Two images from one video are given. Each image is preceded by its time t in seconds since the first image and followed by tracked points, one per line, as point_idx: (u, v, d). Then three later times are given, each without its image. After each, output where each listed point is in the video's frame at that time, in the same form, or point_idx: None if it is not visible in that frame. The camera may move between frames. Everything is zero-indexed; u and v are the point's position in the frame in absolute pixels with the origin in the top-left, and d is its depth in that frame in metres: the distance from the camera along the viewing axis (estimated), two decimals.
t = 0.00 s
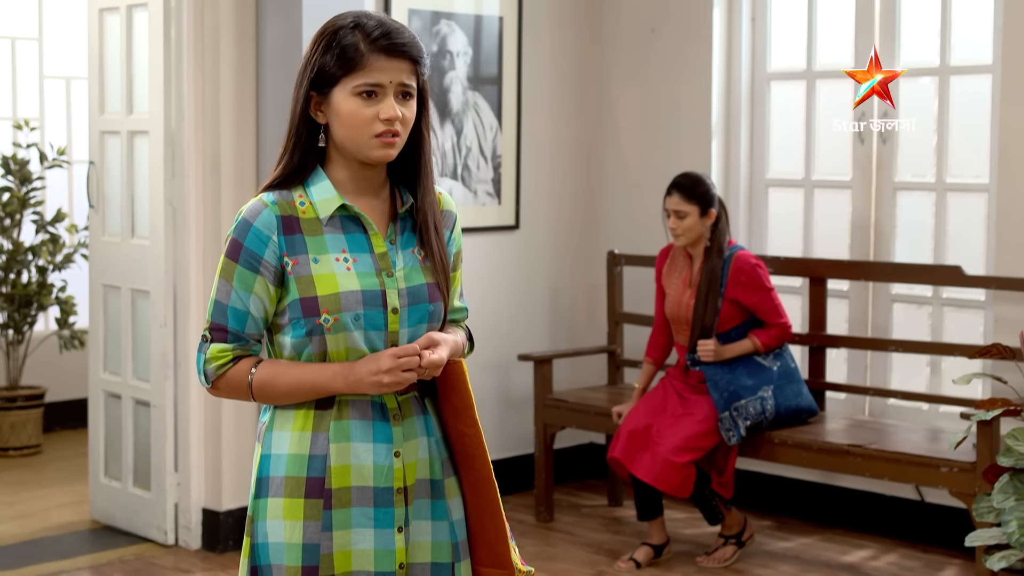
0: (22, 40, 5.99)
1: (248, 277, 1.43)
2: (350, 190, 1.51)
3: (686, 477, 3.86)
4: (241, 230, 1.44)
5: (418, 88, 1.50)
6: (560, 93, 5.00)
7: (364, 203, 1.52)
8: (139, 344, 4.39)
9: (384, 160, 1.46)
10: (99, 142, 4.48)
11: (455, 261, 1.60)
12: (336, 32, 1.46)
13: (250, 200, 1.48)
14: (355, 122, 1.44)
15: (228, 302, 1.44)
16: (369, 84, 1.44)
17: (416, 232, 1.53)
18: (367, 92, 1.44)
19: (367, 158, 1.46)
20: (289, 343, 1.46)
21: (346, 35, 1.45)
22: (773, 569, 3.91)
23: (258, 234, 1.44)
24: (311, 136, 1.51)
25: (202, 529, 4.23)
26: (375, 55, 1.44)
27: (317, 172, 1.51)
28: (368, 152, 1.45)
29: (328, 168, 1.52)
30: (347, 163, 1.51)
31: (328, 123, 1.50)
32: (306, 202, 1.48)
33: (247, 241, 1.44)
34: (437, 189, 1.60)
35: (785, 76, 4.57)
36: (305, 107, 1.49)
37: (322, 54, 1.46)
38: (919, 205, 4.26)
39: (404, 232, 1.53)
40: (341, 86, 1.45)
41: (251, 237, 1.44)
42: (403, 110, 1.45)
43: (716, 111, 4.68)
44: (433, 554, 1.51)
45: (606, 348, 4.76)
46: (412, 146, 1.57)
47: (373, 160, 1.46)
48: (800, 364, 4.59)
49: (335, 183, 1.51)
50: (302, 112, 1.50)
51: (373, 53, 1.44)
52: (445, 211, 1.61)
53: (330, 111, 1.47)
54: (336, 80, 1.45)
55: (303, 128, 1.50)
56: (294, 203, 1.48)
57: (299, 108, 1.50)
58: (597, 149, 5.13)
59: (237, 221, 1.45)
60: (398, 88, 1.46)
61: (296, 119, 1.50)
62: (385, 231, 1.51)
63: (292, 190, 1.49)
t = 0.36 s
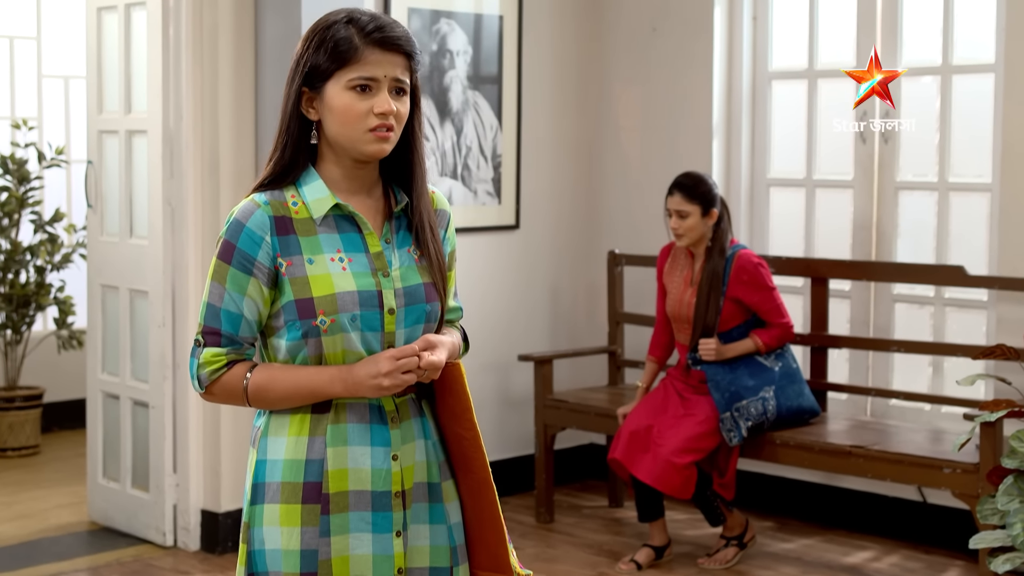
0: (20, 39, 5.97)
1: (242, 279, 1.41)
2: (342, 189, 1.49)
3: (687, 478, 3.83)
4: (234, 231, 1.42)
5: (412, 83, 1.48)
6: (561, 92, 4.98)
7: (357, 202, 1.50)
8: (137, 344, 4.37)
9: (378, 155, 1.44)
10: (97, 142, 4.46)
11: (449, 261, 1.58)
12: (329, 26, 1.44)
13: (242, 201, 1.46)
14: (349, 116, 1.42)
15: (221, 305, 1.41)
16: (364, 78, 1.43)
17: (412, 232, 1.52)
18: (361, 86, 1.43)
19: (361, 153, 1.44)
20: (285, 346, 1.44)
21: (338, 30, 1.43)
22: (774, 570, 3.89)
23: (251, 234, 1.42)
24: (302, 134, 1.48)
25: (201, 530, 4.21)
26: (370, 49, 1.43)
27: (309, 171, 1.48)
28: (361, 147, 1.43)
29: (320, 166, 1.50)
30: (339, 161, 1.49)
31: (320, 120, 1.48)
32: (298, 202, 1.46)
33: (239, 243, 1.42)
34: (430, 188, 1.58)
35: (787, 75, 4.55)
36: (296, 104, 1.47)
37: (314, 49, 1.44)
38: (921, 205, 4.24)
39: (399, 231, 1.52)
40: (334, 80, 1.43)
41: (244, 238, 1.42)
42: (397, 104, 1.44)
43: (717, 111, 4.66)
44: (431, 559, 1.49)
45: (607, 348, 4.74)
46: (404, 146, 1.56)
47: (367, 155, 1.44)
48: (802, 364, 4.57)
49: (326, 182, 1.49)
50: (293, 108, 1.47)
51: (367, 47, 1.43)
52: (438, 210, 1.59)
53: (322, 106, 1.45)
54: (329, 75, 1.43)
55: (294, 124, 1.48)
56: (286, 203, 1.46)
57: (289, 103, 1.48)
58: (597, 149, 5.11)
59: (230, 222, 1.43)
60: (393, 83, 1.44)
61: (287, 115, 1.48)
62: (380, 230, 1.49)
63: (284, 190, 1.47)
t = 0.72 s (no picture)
0: (18, 40, 5.95)
1: (238, 283, 1.39)
2: (338, 191, 1.47)
3: (687, 480, 3.82)
4: (229, 234, 1.40)
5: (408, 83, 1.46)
6: (560, 93, 4.96)
7: (354, 203, 1.48)
8: (135, 346, 4.35)
9: (375, 154, 1.42)
10: (95, 143, 4.45)
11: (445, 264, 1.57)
12: (322, 25, 1.43)
13: (237, 204, 1.43)
14: (344, 114, 1.41)
15: (216, 310, 1.39)
16: (360, 75, 1.41)
17: (409, 236, 1.50)
18: (356, 83, 1.41)
19: (357, 152, 1.42)
20: (281, 352, 1.41)
21: (331, 28, 1.42)
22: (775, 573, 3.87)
23: (247, 238, 1.40)
24: (297, 136, 1.47)
25: (199, 533, 4.19)
26: (364, 46, 1.41)
27: (304, 172, 1.47)
28: (358, 145, 1.41)
29: (315, 167, 1.48)
30: (334, 161, 1.47)
31: (315, 120, 1.46)
32: (295, 205, 1.44)
33: (235, 247, 1.40)
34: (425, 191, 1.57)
35: (787, 76, 4.54)
36: (290, 104, 1.45)
37: (307, 49, 1.43)
38: (922, 207, 4.23)
39: (395, 233, 1.50)
40: (330, 78, 1.42)
41: (240, 242, 1.40)
42: (393, 101, 1.42)
43: (717, 112, 4.65)
44: (429, 566, 1.48)
45: (606, 350, 4.72)
46: (399, 147, 1.54)
47: (363, 155, 1.42)
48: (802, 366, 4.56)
49: (322, 184, 1.47)
50: (287, 109, 1.46)
51: (363, 43, 1.41)
52: (434, 212, 1.58)
53: (317, 105, 1.44)
54: (323, 73, 1.42)
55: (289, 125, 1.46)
56: (282, 206, 1.44)
57: (284, 104, 1.46)
58: (597, 150, 5.09)
59: (225, 226, 1.41)
60: (389, 81, 1.42)
61: (281, 116, 1.47)
62: (377, 232, 1.48)
63: (279, 193, 1.45)
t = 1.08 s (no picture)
0: (13, 43, 5.93)
1: (235, 289, 1.37)
2: (336, 195, 1.46)
3: (685, 485, 3.81)
4: (228, 240, 1.38)
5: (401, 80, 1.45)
6: (557, 96, 4.95)
7: (351, 208, 1.47)
8: (131, 351, 4.33)
9: (374, 154, 1.40)
10: (90, 146, 4.43)
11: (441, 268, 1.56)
12: (310, 28, 1.41)
13: (234, 209, 1.41)
14: (340, 116, 1.39)
15: (213, 316, 1.37)
16: (353, 75, 1.40)
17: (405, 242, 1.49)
18: (350, 84, 1.40)
19: (357, 152, 1.41)
20: (278, 357, 1.39)
21: (319, 30, 1.40)
22: None
23: (246, 244, 1.38)
24: (293, 142, 1.46)
25: (194, 539, 4.17)
26: (355, 46, 1.40)
27: (303, 177, 1.45)
28: (357, 146, 1.40)
29: (314, 171, 1.46)
30: (332, 163, 1.46)
31: (310, 125, 1.44)
32: (293, 210, 1.42)
33: (233, 252, 1.38)
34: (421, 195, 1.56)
35: (785, 79, 4.53)
36: (284, 111, 1.44)
37: (297, 53, 1.42)
38: (921, 210, 4.22)
39: (394, 238, 1.49)
40: (323, 82, 1.40)
41: (238, 247, 1.38)
42: (389, 100, 1.41)
43: (714, 115, 4.64)
44: (427, 571, 1.48)
45: (604, 354, 4.71)
46: (395, 150, 1.53)
47: (363, 155, 1.41)
48: (800, 370, 4.55)
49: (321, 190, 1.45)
50: (281, 116, 1.44)
51: (353, 43, 1.40)
52: (430, 217, 1.57)
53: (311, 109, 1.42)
54: (316, 77, 1.41)
55: (285, 132, 1.45)
56: (281, 211, 1.42)
57: (277, 111, 1.44)
58: (594, 154, 5.08)
59: (223, 231, 1.39)
60: (382, 79, 1.41)
61: (276, 123, 1.45)
62: (375, 237, 1.46)
63: (277, 198, 1.43)
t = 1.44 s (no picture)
0: (10, 46, 5.92)
1: (231, 294, 1.36)
2: (333, 199, 1.45)
3: (684, 489, 3.79)
4: (223, 245, 1.37)
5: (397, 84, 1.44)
6: (555, 99, 4.94)
7: (348, 212, 1.46)
8: (128, 355, 4.32)
9: (371, 158, 1.39)
10: (87, 149, 4.42)
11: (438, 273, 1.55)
12: (305, 31, 1.40)
13: (229, 213, 1.40)
14: (337, 119, 1.38)
15: (207, 322, 1.36)
16: (350, 78, 1.39)
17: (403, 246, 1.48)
18: (346, 87, 1.39)
19: (354, 155, 1.39)
20: (275, 362, 1.38)
21: (314, 33, 1.39)
22: None
23: (241, 248, 1.37)
24: (289, 145, 1.44)
25: (192, 543, 4.15)
26: (351, 49, 1.39)
27: (298, 182, 1.44)
28: (354, 149, 1.39)
29: (309, 176, 1.46)
30: (328, 167, 1.45)
31: (306, 128, 1.43)
32: (288, 213, 1.41)
33: (229, 257, 1.36)
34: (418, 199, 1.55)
35: (784, 82, 4.52)
36: (279, 114, 1.43)
37: (292, 56, 1.40)
38: (920, 214, 4.21)
39: (390, 242, 1.48)
40: (319, 84, 1.39)
41: (234, 252, 1.37)
42: (385, 103, 1.40)
43: (713, 118, 4.63)
44: None
45: (602, 358, 4.69)
46: (390, 152, 1.52)
47: (360, 158, 1.40)
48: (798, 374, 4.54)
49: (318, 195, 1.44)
50: (276, 120, 1.43)
51: (349, 46, 1.39)
52: (427, 220, 1.55)
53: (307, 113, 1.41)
54: (312, 79, 1.39)
55: (281, 135, 1.43)
56: (276, 215, 1.41)
57: (272, 115, 1.43)
58: (592, 157, 5.07)
59: (219, 236, 1.37)
60: (379, 82, 1.40)
61: (271, 127, 1.44)
62: (372, 241, 1.45)
63: (272, 203, 1.42)
